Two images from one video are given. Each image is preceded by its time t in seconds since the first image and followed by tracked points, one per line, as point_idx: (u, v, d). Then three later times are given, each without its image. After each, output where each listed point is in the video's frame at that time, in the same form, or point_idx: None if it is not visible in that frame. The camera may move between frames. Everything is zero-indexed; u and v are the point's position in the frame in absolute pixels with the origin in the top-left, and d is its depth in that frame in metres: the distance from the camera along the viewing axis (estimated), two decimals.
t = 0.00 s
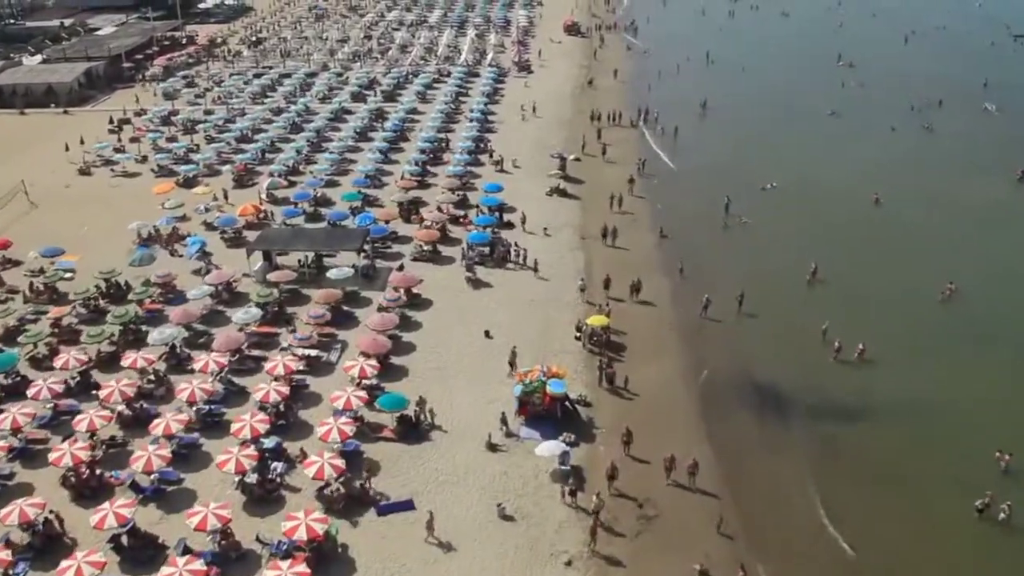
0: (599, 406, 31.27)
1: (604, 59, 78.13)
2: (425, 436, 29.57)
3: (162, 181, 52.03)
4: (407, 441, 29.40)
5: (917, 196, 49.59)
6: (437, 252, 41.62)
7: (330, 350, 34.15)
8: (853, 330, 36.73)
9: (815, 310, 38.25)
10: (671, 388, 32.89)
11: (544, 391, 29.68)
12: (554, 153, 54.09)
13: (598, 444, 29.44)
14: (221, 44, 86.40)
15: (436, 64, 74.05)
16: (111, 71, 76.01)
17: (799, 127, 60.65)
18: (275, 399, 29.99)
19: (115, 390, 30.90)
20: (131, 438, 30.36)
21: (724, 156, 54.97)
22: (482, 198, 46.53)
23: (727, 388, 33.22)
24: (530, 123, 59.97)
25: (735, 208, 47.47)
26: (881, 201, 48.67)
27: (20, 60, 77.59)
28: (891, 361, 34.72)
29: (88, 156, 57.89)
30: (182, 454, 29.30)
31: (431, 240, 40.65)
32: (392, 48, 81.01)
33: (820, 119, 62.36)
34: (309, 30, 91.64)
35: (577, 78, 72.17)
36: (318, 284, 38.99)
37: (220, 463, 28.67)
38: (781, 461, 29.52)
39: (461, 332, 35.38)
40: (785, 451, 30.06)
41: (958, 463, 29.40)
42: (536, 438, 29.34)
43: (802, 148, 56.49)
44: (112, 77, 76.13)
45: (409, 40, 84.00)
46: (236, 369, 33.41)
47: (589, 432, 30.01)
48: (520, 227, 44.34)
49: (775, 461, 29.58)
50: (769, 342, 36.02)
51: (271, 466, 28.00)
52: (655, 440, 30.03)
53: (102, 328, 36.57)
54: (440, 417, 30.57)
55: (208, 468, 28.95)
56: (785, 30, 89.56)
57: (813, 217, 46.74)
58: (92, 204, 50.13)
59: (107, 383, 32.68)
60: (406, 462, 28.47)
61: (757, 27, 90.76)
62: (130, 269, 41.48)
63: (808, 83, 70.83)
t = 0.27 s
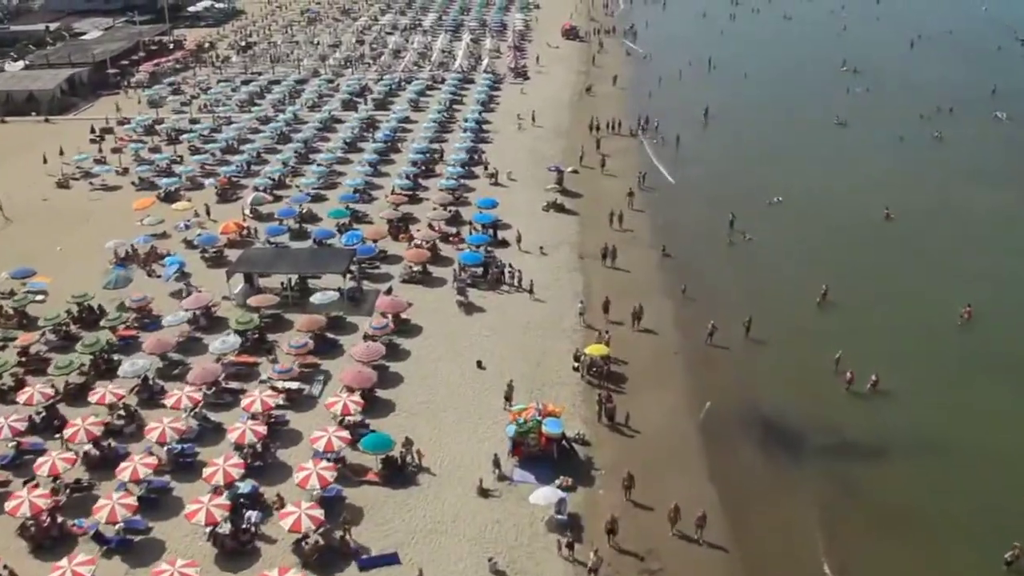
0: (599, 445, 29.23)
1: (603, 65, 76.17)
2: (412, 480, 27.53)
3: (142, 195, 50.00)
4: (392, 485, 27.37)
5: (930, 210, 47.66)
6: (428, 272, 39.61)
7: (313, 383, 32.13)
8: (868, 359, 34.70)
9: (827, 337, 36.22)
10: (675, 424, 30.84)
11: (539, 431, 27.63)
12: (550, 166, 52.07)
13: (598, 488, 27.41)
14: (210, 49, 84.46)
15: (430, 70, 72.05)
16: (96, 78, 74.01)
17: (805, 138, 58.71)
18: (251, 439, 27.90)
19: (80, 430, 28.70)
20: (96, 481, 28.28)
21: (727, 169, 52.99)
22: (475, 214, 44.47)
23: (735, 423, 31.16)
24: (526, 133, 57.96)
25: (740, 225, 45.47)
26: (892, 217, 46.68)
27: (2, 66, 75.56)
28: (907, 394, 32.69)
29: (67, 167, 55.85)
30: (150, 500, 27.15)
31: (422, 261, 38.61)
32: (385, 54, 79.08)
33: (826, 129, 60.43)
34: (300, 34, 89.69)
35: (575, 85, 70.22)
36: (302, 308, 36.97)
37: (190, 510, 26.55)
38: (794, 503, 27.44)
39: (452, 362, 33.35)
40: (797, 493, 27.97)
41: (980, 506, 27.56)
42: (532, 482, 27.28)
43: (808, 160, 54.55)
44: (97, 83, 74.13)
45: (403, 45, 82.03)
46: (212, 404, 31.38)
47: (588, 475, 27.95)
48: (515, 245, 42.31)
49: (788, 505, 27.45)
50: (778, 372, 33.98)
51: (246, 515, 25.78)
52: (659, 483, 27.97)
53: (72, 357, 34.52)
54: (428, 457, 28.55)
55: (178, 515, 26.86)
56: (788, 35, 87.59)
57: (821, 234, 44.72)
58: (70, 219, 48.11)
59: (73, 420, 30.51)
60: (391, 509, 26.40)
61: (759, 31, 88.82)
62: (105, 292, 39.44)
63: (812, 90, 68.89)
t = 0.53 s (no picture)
0: (597, 491, 27.23)
1: (600, 70, 74.24)
2: (396, 531, 25.45)
3: (121, 212, 47.93)
4: (375, 537, 25.28)
5: (942, 225, 45.78)
6: (417, 295, 37.57)
7: (292, 422, 30.16)
8: (883, 390, 32.69)
9: (839, 365, 34.20)
10: (679, 466, 28.80)
11: (534, 479, 25.74)
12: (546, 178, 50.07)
13: (598, 539, 25.38)
14: (197, 54, 82.40)
15: (422, 77, 70.04)
16: (78, 85, 71.91)
17: (809, 148, 56.84)
18: (223, 488, 25.79)
19: (39, 476, 26.56)
20: (56, 533, 26.18)
21: (729, 182, 51.07)
22: (467, 231, 42.38)
23: (743, 465, 29.13)
24: (520, 143, 55.94)
25: (744, 241, 43.54)
26: (902, 233, 44.81)
27: None
28: (925, 428, 30.77)
29: (44, 181, 53.74)
30: (113, 554, 25.02)
31: (410, 284, 36.46)
32: (376, 59, 77.09)
33: (830, 139, 58.59)
34: (290, 38, 87.71)
35: (571, 92, 68.26)
36: (283, 337, 34.96)
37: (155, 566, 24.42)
38: (808, 550, 25.49)
39: (442, 396, 31.32)
40: (811, 543, 25.87)
41: (1008, 558, 25.56)
42: (525, 533, 25.24)
43: (813, 172, 52.67)
44: (79, 90, 72.00)
45: (395, 50, 80.06)
46: (185, 445, 29.38)
47: (586, 525, 25.89)
48: (509, 265, 40.28)
49: (802, 558, 25.32)
50: (787, 405, 31.95)
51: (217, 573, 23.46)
52: (662, 534, 25.92)
53: (37, 391, 32.49)
54: (414, 505, 26.50)
55: (142, 573, 24.72)
56: (789, 38, 85.71)
57: (828, 252, 42.82)
58: (43, 237, 46.00)
59: (34, 464, 28.41)
60: (374, 565, 24.30)
61: (759, 34, 86.95)
62: (77, 319, 37.39)
63: (816, 97, 67.03)
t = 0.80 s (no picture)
0: (596, 542, 25.22)
1: (596, 75, 72.30)
2: None
3: (97, 229, 45.85)
4: None
5: (955, 242, 44.07)
6: (404, 320, 35.54)
7: (269, 465, 28.18)
8: (899, 426, 30.74)
9: (851, 397, 32.25)
10: (684, 511, 26.79)
11: (527, 532, 23.76)
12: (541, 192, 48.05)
13: None
14: (182, 60, 80.40)
15: (413, 83, 67.99)
16: (59, 92, 69.80)
17: (814, 159, 54.93)
18: (191, 543, 23.63)
19: None
20: None
21: (732, 195, 49.17)
22: (458, 250, 40.35)
23: (753, 510, 27.13)
24: (515, 154, 53.90)
25: (748, 260, 41.63)
26: (913, 251, 42.97)
27: None
28: (944, 468, 28.86)
29: (18, 194, 51.60)
30: None
31: (397, 309, 34.52)
32: (367, 64, 75.19)
33: (834, 149, 56.76)
34: (279, 43, 85.68)
35: (567, 98, 66.35)
36: (262, 368, 32.95)
37: None
38: None
39: (429, 434, 29.30)
40: None
41: None
42: None
43: (818, 185, 50.83)
44: (60, 97, 69.82)
45: (385, 55, 78.05)
46: (154, 491, 27.34)
47: None
48: (502, 286, 38.28)
49: None
50: (797, 442, 29.97)
51: None
52: None
53: None
54: (398, 559, 24.45)
55: None
56: (790, 41, 83.87)
57: (837, 272, 40.93)
58: (14, 256, 43.87)
59: None
60: None
61: (759, 37, 85.10)
62: (45, 348, 35.33)
63: (819, 103, 65.17)
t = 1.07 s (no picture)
0: None
1: (592, 81, 70.43)
2: None
3: (70, 248, 43.78)
4: None
5: (969, 261, 42.53)
6: (391, 348, 33.50)
7: (243, 513, 26.14)
8: (918, 466, 28.69)
9: (865, 434, 30.24)
10: (688, 565, 24.71)
11: None
12: (535, 207, 46.02)
13: None
14: (166, 66, 78.44)
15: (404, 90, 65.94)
16: (39, 100, 67.72)
17: (818, 171, 53.08)
18: None
19: None
20: None
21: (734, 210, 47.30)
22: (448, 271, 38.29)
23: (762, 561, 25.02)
24: (508, 166, 51.87)
25: (753, 280, 39.69)
26: (925, 271, 41.19)
27: None
28: (967, 511, 26.85)
29: None
30: None
31: (382, 338, 32.54)
32: (356, 69, 73.31)
33: (839, 159, 54.95)
34: (267, 49, 83.79)
35: (562, 106, 64.42)
36: (238, 404, 30.95)
37: None
38: None
39: (415, 477, 27.28)
40: None
41: None
42: None
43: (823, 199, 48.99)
44: (39, 106, 67.62)
45: (376, 61, 76.10)
46: (117, 542, 25.28)
47: None
48: (494, 310, 36.25)
49: None
50: (808, 484, 27.93)
51: None
52: None
53: None
54: None
55: None
56: (790, 44, 82.16)
57: (846, 294, 39.06)
58: None
59: None
60: None
61: (759, 40, 83.29)
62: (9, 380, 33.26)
63: (822, 110, 63.34)
